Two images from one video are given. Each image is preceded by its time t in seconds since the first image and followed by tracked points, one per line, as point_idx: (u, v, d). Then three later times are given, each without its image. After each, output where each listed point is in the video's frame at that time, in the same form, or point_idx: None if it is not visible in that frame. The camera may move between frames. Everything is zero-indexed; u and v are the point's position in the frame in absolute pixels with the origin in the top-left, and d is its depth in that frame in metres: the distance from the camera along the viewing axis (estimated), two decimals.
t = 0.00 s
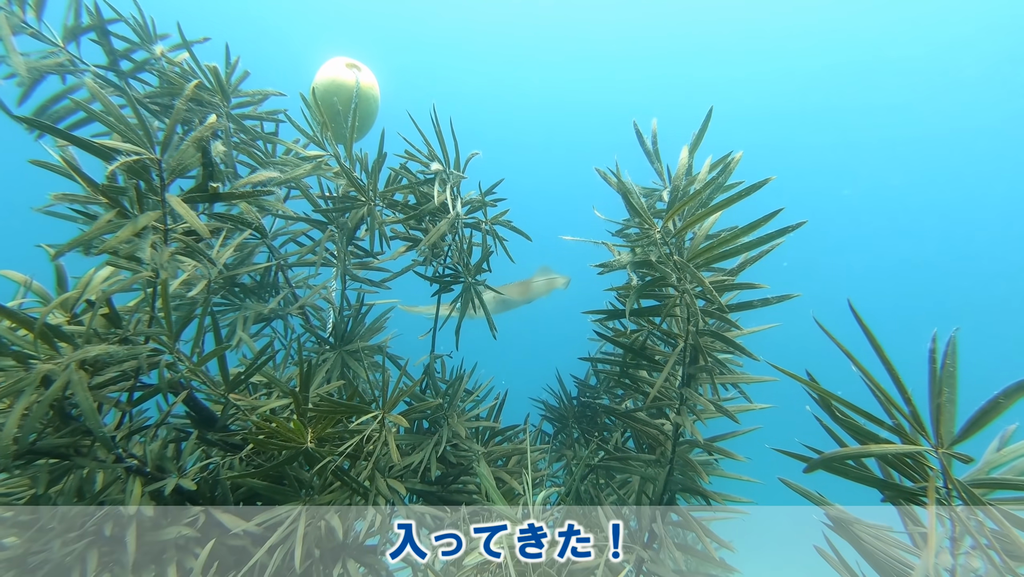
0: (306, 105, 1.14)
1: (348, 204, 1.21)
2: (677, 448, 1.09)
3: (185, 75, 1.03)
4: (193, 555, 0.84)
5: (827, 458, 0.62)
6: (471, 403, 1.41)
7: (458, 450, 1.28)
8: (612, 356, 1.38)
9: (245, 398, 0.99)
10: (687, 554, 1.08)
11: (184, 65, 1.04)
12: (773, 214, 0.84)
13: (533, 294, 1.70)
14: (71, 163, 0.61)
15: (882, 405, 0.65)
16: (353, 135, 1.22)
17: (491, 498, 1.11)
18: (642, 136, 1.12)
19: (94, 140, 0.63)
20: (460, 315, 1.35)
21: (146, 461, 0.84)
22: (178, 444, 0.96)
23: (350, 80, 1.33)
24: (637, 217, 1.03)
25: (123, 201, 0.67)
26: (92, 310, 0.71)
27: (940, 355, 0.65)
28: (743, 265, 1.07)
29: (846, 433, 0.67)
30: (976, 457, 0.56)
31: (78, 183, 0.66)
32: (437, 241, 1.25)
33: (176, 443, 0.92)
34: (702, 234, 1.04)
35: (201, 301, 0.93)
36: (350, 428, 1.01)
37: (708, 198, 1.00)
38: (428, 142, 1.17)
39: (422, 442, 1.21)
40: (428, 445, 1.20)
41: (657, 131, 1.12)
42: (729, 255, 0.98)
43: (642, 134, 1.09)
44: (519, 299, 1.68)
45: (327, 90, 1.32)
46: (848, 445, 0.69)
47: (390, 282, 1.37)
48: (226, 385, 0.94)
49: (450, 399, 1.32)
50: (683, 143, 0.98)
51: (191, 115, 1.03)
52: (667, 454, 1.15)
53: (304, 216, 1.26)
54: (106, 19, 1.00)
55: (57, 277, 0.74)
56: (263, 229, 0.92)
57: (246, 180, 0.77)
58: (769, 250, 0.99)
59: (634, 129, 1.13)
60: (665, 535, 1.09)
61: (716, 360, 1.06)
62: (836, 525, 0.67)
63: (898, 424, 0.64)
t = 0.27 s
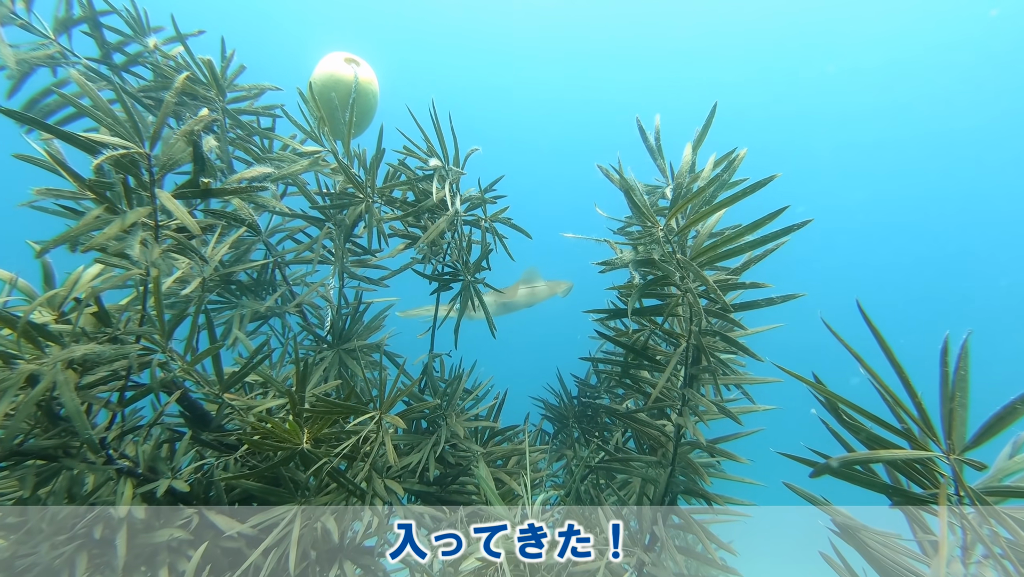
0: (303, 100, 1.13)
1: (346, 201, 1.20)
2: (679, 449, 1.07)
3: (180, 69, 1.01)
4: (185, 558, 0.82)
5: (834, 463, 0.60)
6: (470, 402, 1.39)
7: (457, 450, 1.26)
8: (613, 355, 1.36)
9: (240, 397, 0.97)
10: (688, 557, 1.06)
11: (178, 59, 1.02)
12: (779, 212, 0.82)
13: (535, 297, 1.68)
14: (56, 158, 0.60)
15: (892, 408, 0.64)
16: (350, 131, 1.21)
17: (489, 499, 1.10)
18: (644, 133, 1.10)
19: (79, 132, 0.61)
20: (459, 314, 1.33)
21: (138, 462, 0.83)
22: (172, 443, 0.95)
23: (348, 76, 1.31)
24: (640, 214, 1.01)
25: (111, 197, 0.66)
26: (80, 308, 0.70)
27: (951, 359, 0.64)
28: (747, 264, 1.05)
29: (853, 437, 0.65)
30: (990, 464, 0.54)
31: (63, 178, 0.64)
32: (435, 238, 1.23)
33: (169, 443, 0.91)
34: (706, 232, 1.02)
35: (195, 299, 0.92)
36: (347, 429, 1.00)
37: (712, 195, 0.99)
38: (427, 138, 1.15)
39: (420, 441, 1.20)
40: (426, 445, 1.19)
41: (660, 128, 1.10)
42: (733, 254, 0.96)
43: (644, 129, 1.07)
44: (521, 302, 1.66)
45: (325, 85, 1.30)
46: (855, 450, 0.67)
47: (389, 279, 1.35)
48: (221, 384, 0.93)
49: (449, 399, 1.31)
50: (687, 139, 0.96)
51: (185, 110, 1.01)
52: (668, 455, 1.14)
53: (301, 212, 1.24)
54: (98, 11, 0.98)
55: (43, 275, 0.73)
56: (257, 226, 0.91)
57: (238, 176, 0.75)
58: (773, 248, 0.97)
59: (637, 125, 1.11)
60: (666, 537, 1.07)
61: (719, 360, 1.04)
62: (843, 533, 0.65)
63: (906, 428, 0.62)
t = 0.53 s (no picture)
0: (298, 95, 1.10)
1: (341, 199, 1.18)
2: (680, 454, 1.06)
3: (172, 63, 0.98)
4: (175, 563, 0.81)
5: (841, 473, 0.59)
6: (468, 403, 1.37)
7: (454, 452, 1.24)
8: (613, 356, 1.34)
9: (232, 399, 0.95)
10: (689, 563, 1.04)
11: (170, 52, 0.99)
12: (784, 212, 0.80)
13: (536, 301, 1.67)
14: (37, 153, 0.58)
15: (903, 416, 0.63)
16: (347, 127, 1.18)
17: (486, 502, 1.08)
18: (647, 131, 1.08)
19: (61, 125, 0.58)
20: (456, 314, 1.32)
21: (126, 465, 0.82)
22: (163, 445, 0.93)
23: (347, 71, 1.28)
24: (642, 214, 0.98)
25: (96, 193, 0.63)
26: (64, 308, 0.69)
27: (964, 367, 0.62)
28: (751, 265, 1.03)
29: (862, 446, 0.64)
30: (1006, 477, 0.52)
31: (45, 173, 0.61)
32: (432, 237, 1.22)
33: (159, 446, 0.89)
34: (709, 233, 1.00)
35: (187, 299, 0.89)
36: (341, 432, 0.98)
37: (716, 195, 0.96)
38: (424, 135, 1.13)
39: (416, 443, 1.18)
40: (423, 447, 1.17)
41: (662, 126, 1.07)
42: (737, 256, 0.94)
43: (646, 127, 1.05)
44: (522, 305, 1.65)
45: (323, 81, 1.27)
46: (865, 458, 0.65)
47: (386, 278, 1.33)
48: (213, 385, 0.91)
49: (446, 400, 1.29)
50: (691, 137, 0.93)
51: (177, 104, 0.99)
52: (669, 460, 1.12)
53: (297, 210, 1.22)
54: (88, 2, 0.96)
55: (26, 272, 0.71)
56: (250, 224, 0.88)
57: (229, 173, 0.73)
58: (778, 249, 0.95)
59: (639, 122, 1.08)
60: (666, 542, 1.05)
61: (721, 363, 1.02)
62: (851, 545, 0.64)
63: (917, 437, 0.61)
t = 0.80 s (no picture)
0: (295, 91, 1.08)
1: (338, 197, 1.16)
2: (682, 458, 1.03)
3: (166, 57, 0.96)
4: (166, 569, 0.79)
5: (853, 484, 0.57)
6: (468, 404, 1.36)
7: (453, 455, 1.23)
8: (615, 358, 1.33)
9: (227, 401, 0.93)
10: (692, 570, 1.02)
11: (165, 47, 0.97)
12: (792, 212, 0.78)
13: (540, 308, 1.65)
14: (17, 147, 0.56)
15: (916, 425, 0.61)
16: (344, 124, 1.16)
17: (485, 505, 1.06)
18: (650, 128, 1.06)
19: (44, 119, 0.57)
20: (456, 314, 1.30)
21: (118, 469, 0.80)
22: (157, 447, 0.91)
23: (346, 67, 1.25)
24: (644, 214, 0.96)
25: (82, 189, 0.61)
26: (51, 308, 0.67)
27: (980, 372, 0.61)
28: (756, 266, 1.00)
29: (874, 454, 0.63)
30: None
31: (30, 169, 0.60)
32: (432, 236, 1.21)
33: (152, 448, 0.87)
34: (713, 233, 0.98)
35: (180, 299, 0.88)
36: (337, 435, 0.96)
37: (720, 194, 0.94)
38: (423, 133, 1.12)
39: (414, 446, 1.16)
40: (421, 450, 1.15)
41: (666, 123, 1.05)
42: (741, 257, 0.92)
43: (649, 125, 1.02)
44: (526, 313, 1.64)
45: (322, 77, 1.24)
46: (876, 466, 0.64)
47: (384, 278, 1.32)
48: (206, 388, 0.88)
49: (445, 402, 1.27)
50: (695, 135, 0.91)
51: (173, 100, 0.97)
52: (671, 464, 1.10)
53: (294, 208, 1.21)
54: None
55: (12, 272, 0.70)
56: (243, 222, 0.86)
57: (221, 168, 0.71)
58: (785, 250, 0.92)
59: (642, 120, 1.06)
60: (669, 549, 1.04)
61: (725, 367, 1.00)
62: (863, 558, 0.62)
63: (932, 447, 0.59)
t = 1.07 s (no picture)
0: (290, 78, 1.05)
1: (335, 187, 1.14)
2: (687, 453, 1.01)
3: (157, 42, 0.93)
4: (160, 566, 0.77)
5: (867, 482, 0.55)
6: (468, 398, 1.34)
7: (453, 450, 1.21)
8: (617, 351, 1.31)
9: (223, 395, 0.91)
10: (697, 567, 1.00)
11: (155, 30, 0.94)
12: (801, 200, 0.75)
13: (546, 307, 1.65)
14: None
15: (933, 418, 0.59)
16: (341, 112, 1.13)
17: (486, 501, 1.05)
18: (654, 115, 1.03)
19: (19, 100, 0.55)
20: (455, 307, 1.28)
21: (111, 463, 0.78)
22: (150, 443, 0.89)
23: (344, 54, 1.22)
24: (647, 203, 0.93)
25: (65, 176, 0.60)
26: (36, 299, 0.65)
27: (1000, 362, 0.58)
28: (763, 257, 0.98)
29: (888, 450, 0.61)
30: None
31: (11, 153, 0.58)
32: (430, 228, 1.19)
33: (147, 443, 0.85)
34: (719, 222, 0.95)
35: (173, 291, 0.86)
36: (335, 430, 0.94)
37: (726, 182, 0.91)
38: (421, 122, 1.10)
39: (414, 441, 1.14)
40: (421, 445, 1.14)
41: (670, 110, 1.02)
42: (748, 247, 0.89)
43: (653, 112, 0.99)
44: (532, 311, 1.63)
45: (319, 65, 1.21)
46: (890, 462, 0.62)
47: (383, 270, 1.30)
48: (200, 382, 0.86)
49: (445, 396, 1.25)
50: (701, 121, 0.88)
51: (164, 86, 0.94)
52: (676, 459, 1.08)
53: (291, 198, 1.19)
54: None
55: None
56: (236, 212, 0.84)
57: (210, 154, 0.70)
58: (793, 240, 0.90)
59: (646, 107, 1.03)
60: (673, 546, 1.02)
61: (731, 360, 0.97)
62: (877, 556, 0.61)
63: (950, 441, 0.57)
